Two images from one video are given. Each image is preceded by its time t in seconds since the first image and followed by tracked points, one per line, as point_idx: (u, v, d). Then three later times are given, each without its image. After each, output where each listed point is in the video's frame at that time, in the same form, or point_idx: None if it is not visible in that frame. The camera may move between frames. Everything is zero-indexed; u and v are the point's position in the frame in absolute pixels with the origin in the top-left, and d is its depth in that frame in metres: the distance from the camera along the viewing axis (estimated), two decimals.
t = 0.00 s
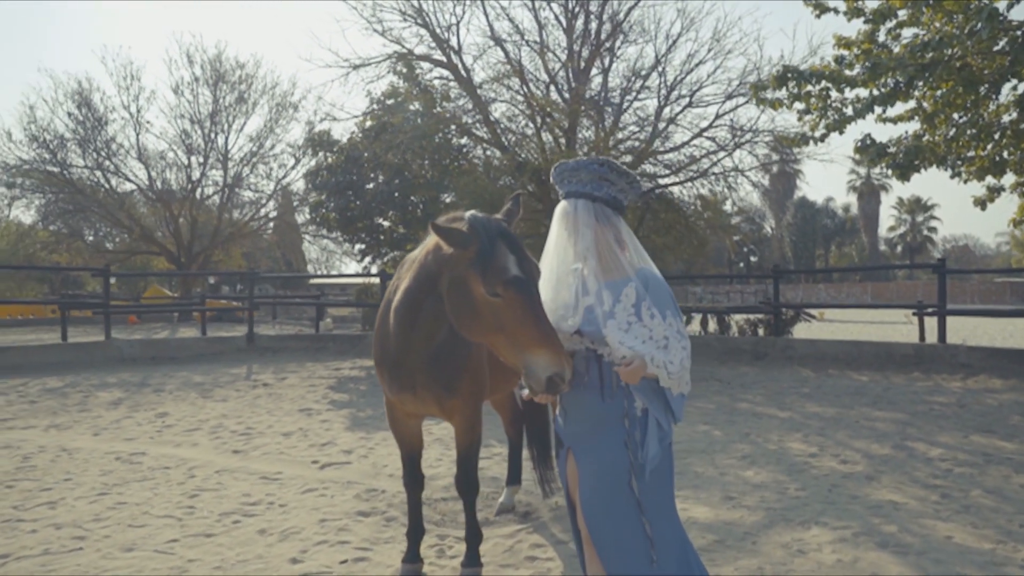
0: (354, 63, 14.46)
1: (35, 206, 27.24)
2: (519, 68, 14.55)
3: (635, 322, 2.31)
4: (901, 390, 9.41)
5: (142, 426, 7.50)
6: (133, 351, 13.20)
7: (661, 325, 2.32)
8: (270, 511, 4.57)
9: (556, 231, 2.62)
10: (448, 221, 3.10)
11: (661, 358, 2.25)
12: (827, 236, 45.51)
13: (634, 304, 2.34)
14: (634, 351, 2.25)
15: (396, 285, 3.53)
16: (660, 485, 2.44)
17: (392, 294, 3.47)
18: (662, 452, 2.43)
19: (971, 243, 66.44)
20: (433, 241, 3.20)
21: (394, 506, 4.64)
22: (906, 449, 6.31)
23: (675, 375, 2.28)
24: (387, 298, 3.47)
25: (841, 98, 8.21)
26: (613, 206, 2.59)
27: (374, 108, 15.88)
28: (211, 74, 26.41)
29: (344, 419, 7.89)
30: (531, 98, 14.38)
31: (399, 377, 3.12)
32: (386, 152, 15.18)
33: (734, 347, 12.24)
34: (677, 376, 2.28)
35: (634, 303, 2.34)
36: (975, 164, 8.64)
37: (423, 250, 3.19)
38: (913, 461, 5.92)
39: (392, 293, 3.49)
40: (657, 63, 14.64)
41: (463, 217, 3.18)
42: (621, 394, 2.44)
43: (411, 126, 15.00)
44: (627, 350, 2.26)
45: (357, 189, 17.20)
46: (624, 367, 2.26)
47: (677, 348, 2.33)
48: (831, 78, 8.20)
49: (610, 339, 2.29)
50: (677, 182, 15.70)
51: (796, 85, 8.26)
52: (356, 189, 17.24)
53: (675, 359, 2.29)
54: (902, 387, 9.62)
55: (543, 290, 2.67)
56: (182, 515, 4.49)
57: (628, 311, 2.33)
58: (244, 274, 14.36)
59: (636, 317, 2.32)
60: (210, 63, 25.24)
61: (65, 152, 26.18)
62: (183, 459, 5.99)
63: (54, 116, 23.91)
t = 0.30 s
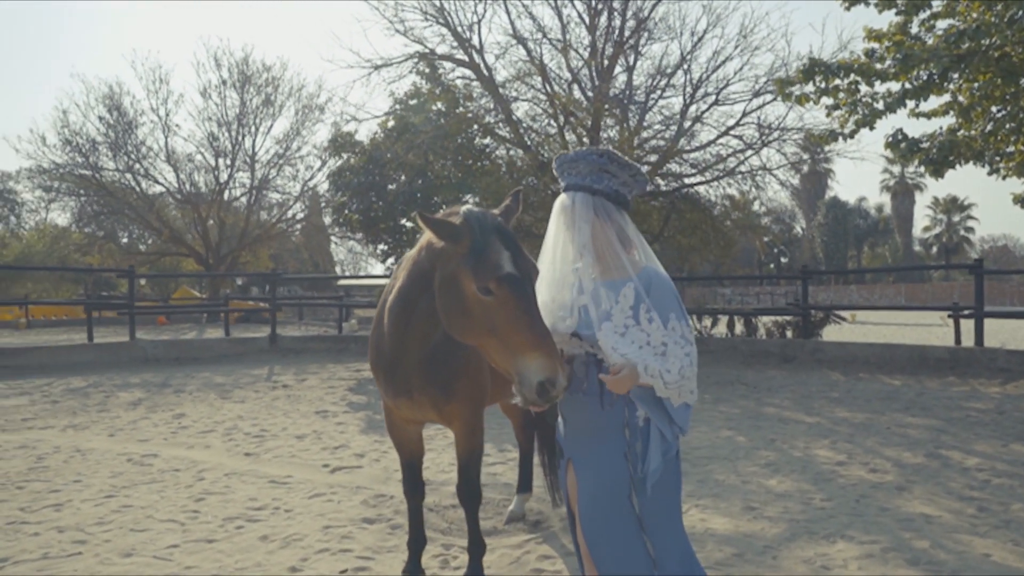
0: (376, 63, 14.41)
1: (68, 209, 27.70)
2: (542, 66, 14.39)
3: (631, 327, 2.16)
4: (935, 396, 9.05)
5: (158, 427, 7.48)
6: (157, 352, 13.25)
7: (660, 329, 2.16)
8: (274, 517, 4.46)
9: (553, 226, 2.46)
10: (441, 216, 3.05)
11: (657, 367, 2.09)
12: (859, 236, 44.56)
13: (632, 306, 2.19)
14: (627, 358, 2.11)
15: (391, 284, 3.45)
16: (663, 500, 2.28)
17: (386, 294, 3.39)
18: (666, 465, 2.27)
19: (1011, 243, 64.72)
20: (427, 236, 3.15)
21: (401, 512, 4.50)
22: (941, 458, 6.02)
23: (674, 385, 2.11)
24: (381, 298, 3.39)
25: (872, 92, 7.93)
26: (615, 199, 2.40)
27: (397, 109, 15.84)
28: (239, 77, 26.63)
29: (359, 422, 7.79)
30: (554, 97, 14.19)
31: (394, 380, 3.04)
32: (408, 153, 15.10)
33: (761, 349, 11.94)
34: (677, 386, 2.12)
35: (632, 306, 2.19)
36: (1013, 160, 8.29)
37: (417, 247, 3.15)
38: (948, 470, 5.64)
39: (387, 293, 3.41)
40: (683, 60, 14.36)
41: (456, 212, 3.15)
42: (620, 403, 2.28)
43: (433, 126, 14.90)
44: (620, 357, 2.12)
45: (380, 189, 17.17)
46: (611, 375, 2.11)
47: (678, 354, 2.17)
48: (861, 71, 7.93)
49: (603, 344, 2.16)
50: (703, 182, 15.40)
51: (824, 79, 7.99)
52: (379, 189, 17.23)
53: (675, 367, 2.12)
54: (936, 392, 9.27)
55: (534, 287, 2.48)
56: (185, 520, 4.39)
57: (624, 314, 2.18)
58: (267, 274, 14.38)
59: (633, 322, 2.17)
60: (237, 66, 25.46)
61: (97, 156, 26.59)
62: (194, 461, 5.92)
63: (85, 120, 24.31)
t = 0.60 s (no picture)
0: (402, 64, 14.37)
1: (104, 211, 28.20)
2: (569, 64, 14.22)
3: (637, 328, 2.07)
4: (977, 401, 8.68)
5: (180, 427, 7.48)
6: (186, 352, 13.36)
7: (667, 332, 2.06)
8: (285, 521, 4.37)
9: (561, 223, 2.38)
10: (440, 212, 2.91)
11: (662, 372, 2.01)
12: (897, 237, 43.54)
13: (636, 307, 2.10)
14: (630, 362, 2.03)
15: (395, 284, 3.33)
16: (676, 515, 2.11)
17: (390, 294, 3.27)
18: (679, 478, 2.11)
19: None
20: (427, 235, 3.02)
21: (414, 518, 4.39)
22: (982, 468, 5.73)
23: (681, 391, 2.01)
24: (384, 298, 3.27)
25: (909, 84, 7.63)
26: (623, 192, 2.29)
27: (424, 109, 15.80)
28: (269, 79, 26.85)
29: (380, 423, 7.72)
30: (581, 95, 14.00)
31: (396, 383, 2.94)
32: (434, 152, 15.03)
33: (793, 351, 11.63)
34: (685, 393, 2.02)
35: (637, 309, 2.10)
36: None
37: (417, 245, 3.02)
38: (991, 481, 5.35)
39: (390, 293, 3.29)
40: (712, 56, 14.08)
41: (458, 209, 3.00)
42: (628, 410, 2.14)
43: (459, 125, 14.82)
44: (623, 361, 2.04)
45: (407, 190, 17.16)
46: (613, 380, 2.02)
47: (688, 358, 2.06)
48: (897, 63, 7.65)
49: (607, 347, 2.09)
50: (734, 181, 15.07)
51: (859, 72, 7.72)
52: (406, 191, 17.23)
53: (683, 372, 2.03)
54: (978, 397, 8.90)
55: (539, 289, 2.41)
56: (196, 523, 4.33)
57: (628, 317, 2.09)
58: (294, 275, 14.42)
59: (638, 324, 2.08)
60: (268, 68, 25.68)
61: (132, 159, 27.03)
62: (212, 462, 5.88)
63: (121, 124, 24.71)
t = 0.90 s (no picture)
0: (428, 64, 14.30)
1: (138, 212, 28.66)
2: (596, 62, 14.04)
3: (643, 332, 1.92)
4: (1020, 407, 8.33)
5: (200, 428, 7.47)
6: (212, 352, 13.44)
7: (676, 336, 1.91)
8: (295, 526, 4.28)
9: (563, 219, 2.25)
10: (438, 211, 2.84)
11: (670, 380, 1.86)
12: (934, 236, 42.51)
13: (642, 309, 1.95)
14: (635, 368, 1.88)
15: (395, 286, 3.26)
16: (687, 532, 1.96)
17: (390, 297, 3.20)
18: (690, 491, 1.96)
19: None
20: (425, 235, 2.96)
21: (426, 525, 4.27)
22: None
23: (692, 400, 1.87)
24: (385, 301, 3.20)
25: (947, 77, 7.34)
26: (630, 184, 2.14)
27: (450, 109, 15.73)
28: (298, 81, 27.03)
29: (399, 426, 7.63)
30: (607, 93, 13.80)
31: (398, 389, 2.85)
32: (459, 152, 14.94)
33: (825, 354, 11.32)
34: (695, 402, 1.87)
35: (643, 311, 1.95)
36: None
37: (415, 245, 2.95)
38: None
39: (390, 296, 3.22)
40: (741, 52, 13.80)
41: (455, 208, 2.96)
42: (634, 420, 1.99)
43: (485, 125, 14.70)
44: (628, 367, 1.90)
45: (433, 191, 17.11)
46: (616, 388, 1.89)
47: (700, 364, 1.91)
48: (933, 55, 7.37)
49: (611, 353, 1.95)
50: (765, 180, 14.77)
51: (893, 65, 7.45)
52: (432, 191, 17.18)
53: (693, 380, 1.88)
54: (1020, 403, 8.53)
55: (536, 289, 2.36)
56: (205, 526, 4.25)
57: (634, 320, 1.94)
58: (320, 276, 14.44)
59: (644, 329, 1.93)
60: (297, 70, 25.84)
61: (164, 161, 27.40)
62: (228, 464, 5.83)
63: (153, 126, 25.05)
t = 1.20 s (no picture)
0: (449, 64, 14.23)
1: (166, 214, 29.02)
2: (618, 60, 13.87)
3: (647, 335, 1.80)
4: None
5: (217, 429, 7.45)
6: (234, 352, 13.49)
7: (681, 340, 1.79)
8: (302, 531, 4.21)
9: (564, 214, 2.14)
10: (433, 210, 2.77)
11: (674, 389, 1.73)
12: (967, 236, 41.56)
13: (646, 311, 1.83)
14: (636, 375, 1.76)
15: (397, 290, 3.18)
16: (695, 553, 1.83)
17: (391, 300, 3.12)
18: (698, 508, 1.82)
19: None
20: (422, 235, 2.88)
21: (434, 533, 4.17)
22: None
23: (697, 411, 1.74)
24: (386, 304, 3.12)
25: (979, 71, 7.09)
26: (637, 177, 2.01)
27: (471, 109, 15.64)
28: (323, 82, 27.16)
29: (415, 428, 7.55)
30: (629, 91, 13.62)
31: (398, 395, 2.76)
32: (480, 152, 14.83)
33: (852, 356, 11.04)
34: (701, 412, 1.74)
35: (647, 313, 1.83)
36: None
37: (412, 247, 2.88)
38: None
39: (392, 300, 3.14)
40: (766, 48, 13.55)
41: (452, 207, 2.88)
42: (638, 431, 1.86)
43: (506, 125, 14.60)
44: (629, 374, 1.77)
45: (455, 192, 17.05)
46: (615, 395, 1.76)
47: (707, 371, 1.78)
48: (965, 48, 7.12)
49: (612, 357, 1.82)
50: (791, 178, 14.49)
51: (922, 59, 7.21)
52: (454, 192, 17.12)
53: (699, 389, 1.75)
54: None
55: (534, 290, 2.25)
56: (211, 531, 4.20)
57: (637, 323, 1.82)
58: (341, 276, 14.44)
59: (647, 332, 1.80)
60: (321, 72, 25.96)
61: (191, 162, 27.67)
62: (240, 466, 5.79)
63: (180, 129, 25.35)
